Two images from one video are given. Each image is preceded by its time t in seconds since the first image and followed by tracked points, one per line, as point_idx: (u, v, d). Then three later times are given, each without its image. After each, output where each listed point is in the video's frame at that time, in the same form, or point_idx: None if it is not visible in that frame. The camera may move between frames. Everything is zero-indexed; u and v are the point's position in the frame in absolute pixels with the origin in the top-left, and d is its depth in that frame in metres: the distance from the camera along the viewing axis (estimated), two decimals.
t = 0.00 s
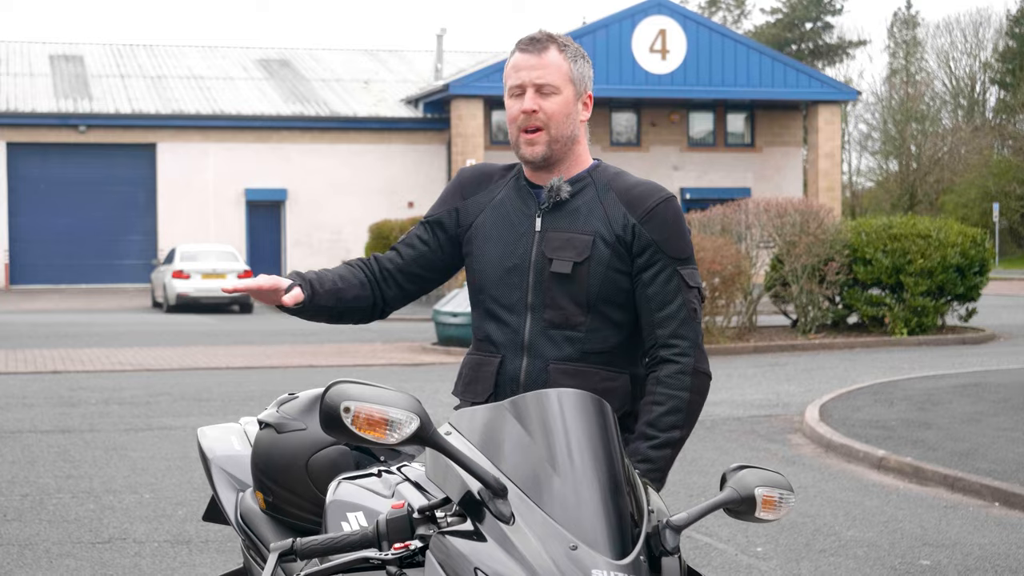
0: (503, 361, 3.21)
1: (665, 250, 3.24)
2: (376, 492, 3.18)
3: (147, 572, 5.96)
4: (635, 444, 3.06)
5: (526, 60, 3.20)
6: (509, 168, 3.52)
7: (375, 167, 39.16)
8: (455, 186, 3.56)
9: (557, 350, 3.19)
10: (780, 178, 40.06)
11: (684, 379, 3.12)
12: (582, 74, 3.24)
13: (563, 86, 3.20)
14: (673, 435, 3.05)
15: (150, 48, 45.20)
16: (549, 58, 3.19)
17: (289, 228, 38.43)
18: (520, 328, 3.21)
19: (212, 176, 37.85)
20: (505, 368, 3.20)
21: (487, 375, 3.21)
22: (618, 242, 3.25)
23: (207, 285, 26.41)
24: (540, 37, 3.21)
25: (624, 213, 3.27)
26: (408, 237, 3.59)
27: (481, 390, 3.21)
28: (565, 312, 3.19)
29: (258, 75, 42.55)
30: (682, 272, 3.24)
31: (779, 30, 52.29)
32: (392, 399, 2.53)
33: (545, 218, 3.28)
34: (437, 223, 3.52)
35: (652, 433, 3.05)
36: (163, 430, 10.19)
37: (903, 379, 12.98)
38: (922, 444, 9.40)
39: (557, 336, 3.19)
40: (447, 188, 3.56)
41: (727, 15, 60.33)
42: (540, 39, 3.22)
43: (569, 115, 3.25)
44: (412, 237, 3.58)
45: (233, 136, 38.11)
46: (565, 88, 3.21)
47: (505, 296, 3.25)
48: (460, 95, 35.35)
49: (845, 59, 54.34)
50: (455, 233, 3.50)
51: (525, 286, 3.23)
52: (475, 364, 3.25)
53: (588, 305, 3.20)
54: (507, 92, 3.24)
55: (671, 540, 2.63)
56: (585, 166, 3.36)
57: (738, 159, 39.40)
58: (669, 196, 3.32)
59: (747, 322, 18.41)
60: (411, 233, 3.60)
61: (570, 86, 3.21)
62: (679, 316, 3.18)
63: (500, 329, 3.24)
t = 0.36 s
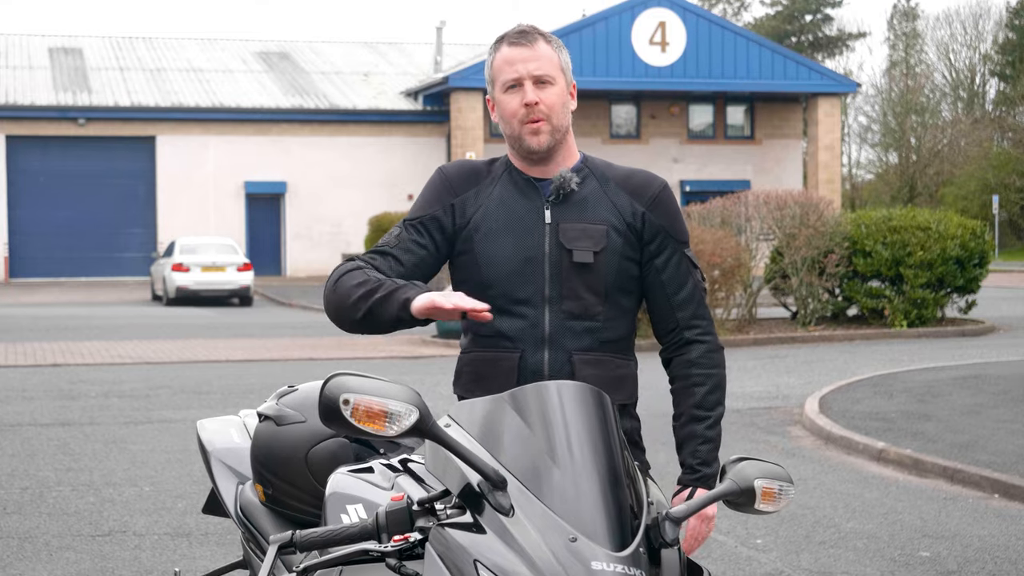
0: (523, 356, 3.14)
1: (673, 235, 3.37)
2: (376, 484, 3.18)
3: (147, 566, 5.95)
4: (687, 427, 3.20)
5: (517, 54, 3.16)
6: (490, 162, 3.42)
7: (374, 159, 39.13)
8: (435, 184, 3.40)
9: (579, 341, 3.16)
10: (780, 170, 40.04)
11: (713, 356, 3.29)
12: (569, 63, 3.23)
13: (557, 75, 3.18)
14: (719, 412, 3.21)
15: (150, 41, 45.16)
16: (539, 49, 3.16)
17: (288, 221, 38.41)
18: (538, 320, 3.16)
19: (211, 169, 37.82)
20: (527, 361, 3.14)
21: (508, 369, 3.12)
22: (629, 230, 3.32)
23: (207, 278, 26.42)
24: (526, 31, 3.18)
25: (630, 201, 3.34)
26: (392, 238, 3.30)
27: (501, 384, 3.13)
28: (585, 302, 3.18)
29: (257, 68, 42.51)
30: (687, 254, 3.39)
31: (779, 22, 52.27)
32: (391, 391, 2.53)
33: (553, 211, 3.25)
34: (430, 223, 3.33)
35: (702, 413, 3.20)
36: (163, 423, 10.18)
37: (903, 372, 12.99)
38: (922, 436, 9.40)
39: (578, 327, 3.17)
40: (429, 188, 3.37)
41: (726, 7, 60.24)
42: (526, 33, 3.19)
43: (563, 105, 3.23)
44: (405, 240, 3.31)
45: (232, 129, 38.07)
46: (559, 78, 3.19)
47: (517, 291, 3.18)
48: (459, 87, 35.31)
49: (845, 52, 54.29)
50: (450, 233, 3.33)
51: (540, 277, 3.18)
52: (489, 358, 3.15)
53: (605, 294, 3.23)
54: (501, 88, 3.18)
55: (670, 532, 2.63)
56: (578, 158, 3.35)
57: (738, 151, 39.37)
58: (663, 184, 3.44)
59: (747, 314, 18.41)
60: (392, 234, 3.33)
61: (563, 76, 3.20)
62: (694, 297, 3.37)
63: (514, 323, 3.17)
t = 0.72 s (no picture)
0: (534, 350, 3.12)
1: (672, 226, 3.37)
2: (376, 479, 3.17)
3: (148, 561, 5.95)
4: (680, 419, 3.23)
5: (518, 50, 3.14)
6: (487, 156, 3.41)
7: (374, 153, 39.08)
8: (434, 178, 3.38)
9: (588, 333, 3.16)
10: (779, 164, 39.99)
11: (708, 350, 3.32)
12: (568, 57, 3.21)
13: (560, 71, 3.17)
14: (711, 405, 3.24)
15: (149, 35, 45.10)
16: (540, 44, 3.14)
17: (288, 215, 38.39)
18: (547, 313, 3.14)
19: (210, 163, 37.79)
20: (536, 354, 3.12)
21: (517, 365, 3.11)
22: (632, 222, 3.32)
23: (207, 272, 26.40)
24: (527, 27, 3.16)
25: (632, 193, 3.35)
26: (387, 236, 3.28)
27: (505, 380, 3.11)
28: (593, 295, 3.18)
29: (257, 62, 42.45)
30: (684, 246, 3.40)
31: (779, 16, 52.20)
32: (390, 386, 2.52)
33: (559, 204, 3.24)
34: (427, 219, 3.30)
35: (695, 407, 3.23)
36: (163, 417, 10.18)
37: (903, 365, 12.98)
38: (923, 429, 9.40)
39: (587, 319, 3.16)
40: (426, 183, 3.35)
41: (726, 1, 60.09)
42: (527, 28, 3.16)
43: (566, 100, 3.22)
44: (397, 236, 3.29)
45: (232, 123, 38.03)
46: (560, 74, 3.17)
47: (524, 285, 3.17)
48: (459, 80, 35.28)
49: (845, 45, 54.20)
50: (449, 229, 3.30)
51: (547, 270, 3.17)
52: (498, 355, 3.13)
53: (611, 286, 3.23)
54: (502, 86, 3.17)
55: (670, 526, 2.63)
56: (576, 151, 3.35)
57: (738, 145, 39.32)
58: (663, 175, 3.43)
59: (746, 308, 18.40)
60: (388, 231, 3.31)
61: (563, 70, 3.18)
62: (691, 291, 3.38)
63: (521, 317, 3.15)
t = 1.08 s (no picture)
0: (526, 353, 3.14)
1: (673, 230, 3.35)
2: (378, 482, 3.17)
3: (150, 564, 5.94)
4: (675, 418, 3.15)
5: (514, 60, 3.12)
6: (491, 160, 3.43)
7: (375, 156, 39.09)
8: (437, 186, 3.41)
9: (581, 337, 3.16)
10: (781, 166, 39.96)
11: (710, 352, 3.24)
12: (566, 65, 3.18)
13: (555, 80, 3.14)
14: (709, 406, 3.15)
15: (151, 39, 45.14)
16: (538, 55, 3.12)
17: (290, 218, 38.40)
18: (539, 318, 3.15)
19: (212, 166, 37.81)
20: (528, 360, 3.14)
21: (509, 368, 3.13)
22: (630, 226, 3.31)
23: (208, 275, 26.41)
24: (525, 34, 3.12)
25: (630, 197, 3.34)
26: (397, 247, 3.33)
27: (499, 383, 3.13)
28: (586, 300, 3.18)
29: (259, 65, 42.47)
30: (688, 251, 3.37)
31: (780, 18, 52.17)
32: (391, 389, 2.52)
33: (553, 208, 3.24)
34: (430, 227, 3.34)
35: (693, 406, 3.14)
36: (165, 420, 10.18)
37: (905, 367, 12.97)
38: (924, 432, 9.40)
39: (580, 324, 3.17)
40: (430, 191, 3.39)
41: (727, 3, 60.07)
42: (524, 35, 3.13)
43: (562, 109, 3.20)
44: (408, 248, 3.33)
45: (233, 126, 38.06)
46: (556, 84, 3.15)
47: (517, 289, 3.18)
48: (461, 84, 35.29)
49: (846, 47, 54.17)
50: (452, 237, 3.34)
51: (540, 276, 3.18)
52: (490, 357, 3.15)
53: (606, 291, 3.22)
54: (499, 94, 3.16)
55: (672, 529, 2.63)
56: (577, 155, 3.34)
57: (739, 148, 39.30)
58: (664, 179, 3.41)
59: (748, 311, 18.36)
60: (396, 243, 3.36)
61: (559, 80, 3.16)
62: (693, 294, 3.32)
63: (515, 321, 3.17)
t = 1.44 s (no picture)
0: (524, 357, 3.15)
1: (680, 229, 3.29)
2: (380, 485, 3.17)
3: (151, 568, 5.94)
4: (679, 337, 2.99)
5: (529, 73, 3.11)
6: (496, 162, 3.45)
7: (377, 159, 39.11)
8: (443, 189, 3.47)
9: (578, 340, 3.15)
10: (783, 170, 39.95)
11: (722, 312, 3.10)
12: (582, 78, 3.17)
13: (567, 95, 3.15)
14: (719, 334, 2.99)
15: (153, 42, 45.18)
16: (553, 69, 3.11)
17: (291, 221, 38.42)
18: (537, 321, 3.16)
19: (214, 169, 37.83)
20: (526, 363, 3.15)
21: (507, 370, 3.14)
22: (632, 229, 3.28)
23: (210, 278, 26.43)
24: (540, 45, 3.11)
25: (632, 200, 3.31)
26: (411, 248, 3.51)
27: (498, 386, 3.14)
28: (584, 303, 3.17)
29: (260, 69, 42.52)
30: (696, 245, 3.28)
31: (782, 23, 52.22)
32: (394, 392, 2.52)
33: (553, 212, 3.25)
34: (435, 231, 3.44)
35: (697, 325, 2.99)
36: (166, 424, 10.19)
37: (906, 371, 12.96)
38: (926, 436, 9.39)
39: (578, 327, 3.16)
40: (436, 194, 3.46)
41: (728, 7, 60.12)
42: (540, 47, 3.12)
43: (572, 122, 3.20)
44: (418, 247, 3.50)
45: (235, 130, 38.09)
46: (568, 98, 3.15)
47: (517, 291, 3.20)
48: (462, 87, 35.30)
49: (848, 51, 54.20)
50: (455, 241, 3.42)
51: (539, 280, 3.19)
52: (490, 359, 3.17)
53: (605, 295, 3.21)
54: (509, 104, 3.17)
55: (675, 533, 2.64)
56: (582, 159, 3.34)
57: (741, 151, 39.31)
58: (669, 181, 3.38)
59: (750, 314, 18.32)
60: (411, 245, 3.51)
61: (573, 94, 3.16)
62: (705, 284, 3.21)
63: (514, 324, 3.19)
